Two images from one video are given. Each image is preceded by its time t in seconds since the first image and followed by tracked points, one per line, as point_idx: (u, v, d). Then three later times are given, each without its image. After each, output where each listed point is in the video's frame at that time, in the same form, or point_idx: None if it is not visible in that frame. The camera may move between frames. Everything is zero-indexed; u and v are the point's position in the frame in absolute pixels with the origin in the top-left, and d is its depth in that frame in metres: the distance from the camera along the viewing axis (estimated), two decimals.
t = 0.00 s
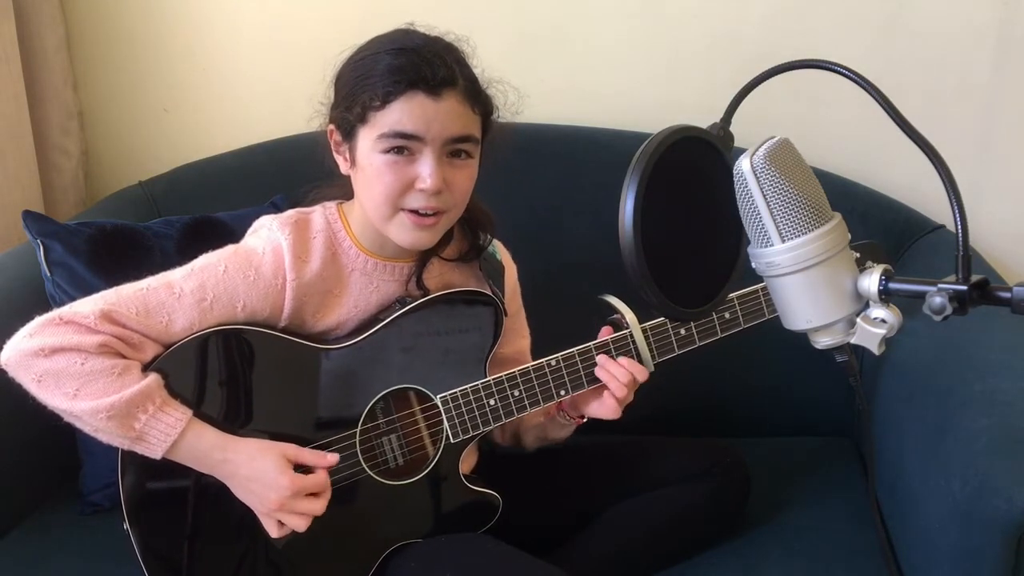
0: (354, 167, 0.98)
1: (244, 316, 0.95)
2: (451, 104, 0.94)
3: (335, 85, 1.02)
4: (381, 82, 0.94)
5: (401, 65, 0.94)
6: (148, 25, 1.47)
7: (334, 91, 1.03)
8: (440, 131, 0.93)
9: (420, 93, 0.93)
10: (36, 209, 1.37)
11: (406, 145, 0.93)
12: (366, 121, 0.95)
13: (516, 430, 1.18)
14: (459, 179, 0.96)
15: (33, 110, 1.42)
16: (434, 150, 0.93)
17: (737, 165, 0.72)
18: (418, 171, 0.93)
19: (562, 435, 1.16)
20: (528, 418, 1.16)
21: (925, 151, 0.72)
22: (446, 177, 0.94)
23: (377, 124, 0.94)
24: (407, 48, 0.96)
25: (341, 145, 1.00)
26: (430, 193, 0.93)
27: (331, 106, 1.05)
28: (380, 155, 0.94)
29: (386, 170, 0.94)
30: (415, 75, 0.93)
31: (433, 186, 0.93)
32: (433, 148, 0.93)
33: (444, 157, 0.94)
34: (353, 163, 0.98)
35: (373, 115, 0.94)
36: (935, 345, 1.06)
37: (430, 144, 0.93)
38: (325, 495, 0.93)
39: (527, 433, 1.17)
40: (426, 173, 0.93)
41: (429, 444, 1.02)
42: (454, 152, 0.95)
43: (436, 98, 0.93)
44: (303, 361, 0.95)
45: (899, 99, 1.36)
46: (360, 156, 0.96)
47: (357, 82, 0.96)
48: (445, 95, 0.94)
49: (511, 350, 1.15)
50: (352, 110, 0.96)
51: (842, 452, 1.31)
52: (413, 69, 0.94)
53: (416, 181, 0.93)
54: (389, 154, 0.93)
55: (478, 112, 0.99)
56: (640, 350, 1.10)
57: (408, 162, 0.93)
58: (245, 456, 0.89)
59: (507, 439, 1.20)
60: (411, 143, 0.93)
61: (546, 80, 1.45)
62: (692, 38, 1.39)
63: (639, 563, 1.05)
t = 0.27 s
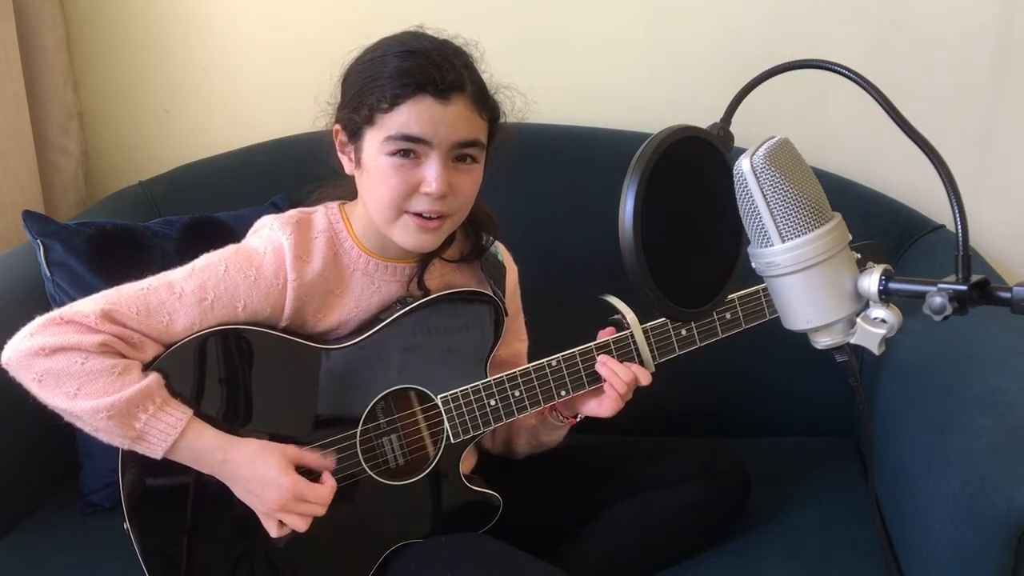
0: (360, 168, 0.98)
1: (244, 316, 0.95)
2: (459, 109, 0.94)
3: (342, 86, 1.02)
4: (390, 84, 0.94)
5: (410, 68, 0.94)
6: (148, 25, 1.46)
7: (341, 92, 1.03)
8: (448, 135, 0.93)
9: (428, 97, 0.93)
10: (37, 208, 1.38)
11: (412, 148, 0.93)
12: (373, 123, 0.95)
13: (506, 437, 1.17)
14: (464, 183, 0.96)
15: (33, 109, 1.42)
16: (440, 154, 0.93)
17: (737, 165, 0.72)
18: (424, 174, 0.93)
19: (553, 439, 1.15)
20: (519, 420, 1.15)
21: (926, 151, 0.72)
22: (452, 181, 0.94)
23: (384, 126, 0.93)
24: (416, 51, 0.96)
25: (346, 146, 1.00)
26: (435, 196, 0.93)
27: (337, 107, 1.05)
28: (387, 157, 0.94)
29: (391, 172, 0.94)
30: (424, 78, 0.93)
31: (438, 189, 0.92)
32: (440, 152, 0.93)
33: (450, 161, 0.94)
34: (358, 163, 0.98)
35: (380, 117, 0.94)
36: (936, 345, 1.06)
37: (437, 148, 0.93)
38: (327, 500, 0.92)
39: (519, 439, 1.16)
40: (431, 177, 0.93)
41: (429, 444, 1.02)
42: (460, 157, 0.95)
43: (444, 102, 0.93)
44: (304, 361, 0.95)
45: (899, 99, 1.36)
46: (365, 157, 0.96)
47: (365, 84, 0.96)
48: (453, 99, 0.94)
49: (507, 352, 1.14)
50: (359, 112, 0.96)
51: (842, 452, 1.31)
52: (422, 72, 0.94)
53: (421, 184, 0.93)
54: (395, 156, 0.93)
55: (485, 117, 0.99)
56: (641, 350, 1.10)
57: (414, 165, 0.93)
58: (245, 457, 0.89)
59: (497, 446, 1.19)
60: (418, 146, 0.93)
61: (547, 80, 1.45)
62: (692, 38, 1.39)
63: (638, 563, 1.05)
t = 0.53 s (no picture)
0: (360, 168, 0.98)
1: (245, 315, 0.95)
2: (459, 108, 0.94)
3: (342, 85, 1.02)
4: (389, 84, 0.94)
5: (410, 67, 0.94)
6: (148, 25, 1.46)
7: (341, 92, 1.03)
8: (448, 134, 0.93)
9: (428, 96, 0.93)
10: (36, 208, 1.38)
11: (412, 147, 0.93)
12: (373, 122, 0.95)
13: (506, 437, 1.17)
14: (464, 183, 0.96)
15: (34, 109, 1.42)
16: (440, 154, 0.93)
17: (737, 165, 0.72)
18: (424, 173, 0.93)
19: (553, 440, 1.16)
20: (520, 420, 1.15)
21: (926, 151, 0.72)
22: (452, 181, 0.94)
23: (384, 126, 0.93)
24: (416, 51, 0.96)
25: (346, 146, 1.00)
26: (435, 196, 0.93)
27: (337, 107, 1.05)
28: (387, 157, 0.94)
29: (391, 172, 0.94)
30: (424, 78, 0.93)
31: (438, 189, 0.93)
32: (440, 152, 0.93)
33: (450, 161, 0.94)
34: (358, 163, 0.98)
35: (380, 116, 0.94)
36: (936, 345, 1.06)
37: (437, 147, 0.93)
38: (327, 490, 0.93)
39: (519, 439, 1.17)
40: (431, 176, 0.93)
41: (429, 444, 1.02)
42: (459, 156, 0.95)
43: (444, 101, 0.93)
44: (305, 361, 0.95)
45: (899, 99, 1.36)
46: (365, 157, 0.96)
47: (365, 83, 0.96)
48: (453, 99, 0.94)
49: (507, 352, 1.14)
50: (359, 112, 0.96)
51: (842, 452, 1.31)
52: (422, 72, 0.94)
53: (421, 184, 0.93)
54: (395, 156, 0.93)
55: (485, 117, 0.99)
56: (641, 351, 1.10)
57: (414, 165, 0.93)
58: (245, 457, 0.89)
59: (497, 446, 1.19)
60: (418, 146, 0.93)
61: (547, 80, 1.45)
62: (693, 38, 1.39)
63: (638, 563, 1.05)
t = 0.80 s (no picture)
0: (359, 167, 0.98)
1: (245, 315, 0.95)
2: (457, 105, 0.94)
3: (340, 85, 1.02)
4: (387, 82, 0.94)
5: (408, 65, 0.94)
6: (148, 25, 1.46)
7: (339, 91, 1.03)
8: (446, 132, 0.93)
9: (426, 93, 0.93)
10: (36, 209, 1.37)
11: (411, 145, 0.93)
12: (371, 120, 0.95)
13: (506, 437, 1.17)
14: (462, 180, 0.96)
15: (33, 110, 1.42)
16: (439, 151, 0.93)
17: (737, 165, 0.72)
18: (423, 171, 0.93)
19: (552, 440, 1.16)
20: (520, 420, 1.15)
21: (925, 151, 0.72)
22: (451, 179, 0.94)
23: (382, 124, 0.93)
24: (414, 49, 0.96)
25: (345, 144, 1.00)
26: (434, 194, 0.93)
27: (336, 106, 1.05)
28: (386, 155, 0.93)
29: (389, 170, 0.94)
30: (422, 76, 0.93)
31: (437, 187, 0.92)
32: (438, 149, 0.93)
33: (449, 158, 0.94)
34: (357, 162, 0.98)
35: (379, 114, 0.94)
36: (936, 345, 1.06)
37: (435, 145, 0.93)
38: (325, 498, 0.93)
39: (519, 439, 1.17)
40: (429, 174, 0.92)
41: (429, 444, 1.02)
42: (458, 154, 0.95)
43: (442, 99, 0.93)
44: (305, 361, 0.95)
45: (899, 99, 1.36)
46: (364, 155, 0.96)
47: (363, 81, 0.96)
48: (452, 96, 0.94)
49: (507, 351, 1.14)
50: (358, 110, 0.96)
51: (842, 452, 1.31)
52: (420, 69, 0.94)
53: (420, 181, 0.93)
54: (393, 154, 0.93)
55: (483, 115, 0.99)
56: (641, 350, 1.10)
57: (412, 162, 0.93)
58: (245, 456, 0.89)
59: (497, 446, 1.19)
60: (416, 144, 0.93)
61: (547, 80, 1.45)
62: (692, 38, 1.39)
63: (638, 563, 1.05)
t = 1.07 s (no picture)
0: (374, 179, 0.96)
1: (244, 315, 0.95)
2: (481, 121, 0.94)
3: (344, 88, 0.98)
4: (412, 97, 0.92)
5: (430, 80, 0.92)
6: (148, 25, 1.46)
7: (341, 93, 0.99)
8: (472, 148, 0.93)
9: (453, 111, 0.92)
10: (37, 209, 1.37)
11: (438, 163, 0.92)
12: (395, 136, 0.93)
13: (506, 437, 1.17)
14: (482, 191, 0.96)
15: (33, 110, 1.42)
16: (464, 168, 0.93)
17: (737, 165, 0.72)
18: (447, 185, 0.93)
19: (552, 439, 1.16)
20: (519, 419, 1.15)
21: (925, 151, 0.72)
22: (473, 193, 0.95)
23: (408, 141, 0.92)
24: (429, 58, 0.94)
25: (355, 153, 0.98)
26: (459, 209, 0.94)
27: (336, 108, 1.01)
28: (409, 171, 0.93)
29: (413, 185, 0.93)
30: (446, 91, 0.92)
31: (463, 200, 0.93)
32: (464, 166, 0.93)
33: (471, 173, 0.95)
34: (371, 172, 0.96)
35: (404, 130, 0.92)
36: (936, 345, 1.06)
37: (462, 162, 0.93)
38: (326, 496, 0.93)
39: (519, 439, 1.16)
40: (457, 191, 0.93)
41: (428, 444, 1.02)
42: (477, 166, 0.96)
43: (467, 116, 0.93)
44: (304, 361, 0.95)
45: (898, 99, 1.36)
46: (384, 169, 0.94)
47: (381, 92, 0.94)
48: (475, 113, 0.93)
49: (506, 350, 1.14)
50: (378, 123, 0.93)
51: (842, 452, 1.31)
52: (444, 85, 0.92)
53: (444, 195, 0.93)
54: (420, 171, 0.92)
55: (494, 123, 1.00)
56: (640, 350, 1.10)
57: (439, 179, 0.93)
58: (244, 455, 0.89)
59: (497, 446, 1.19)
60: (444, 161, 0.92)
61: (547, 80, 1.45)
62: (692, 38, 1.39)
63: (638, 563, 1.05)
